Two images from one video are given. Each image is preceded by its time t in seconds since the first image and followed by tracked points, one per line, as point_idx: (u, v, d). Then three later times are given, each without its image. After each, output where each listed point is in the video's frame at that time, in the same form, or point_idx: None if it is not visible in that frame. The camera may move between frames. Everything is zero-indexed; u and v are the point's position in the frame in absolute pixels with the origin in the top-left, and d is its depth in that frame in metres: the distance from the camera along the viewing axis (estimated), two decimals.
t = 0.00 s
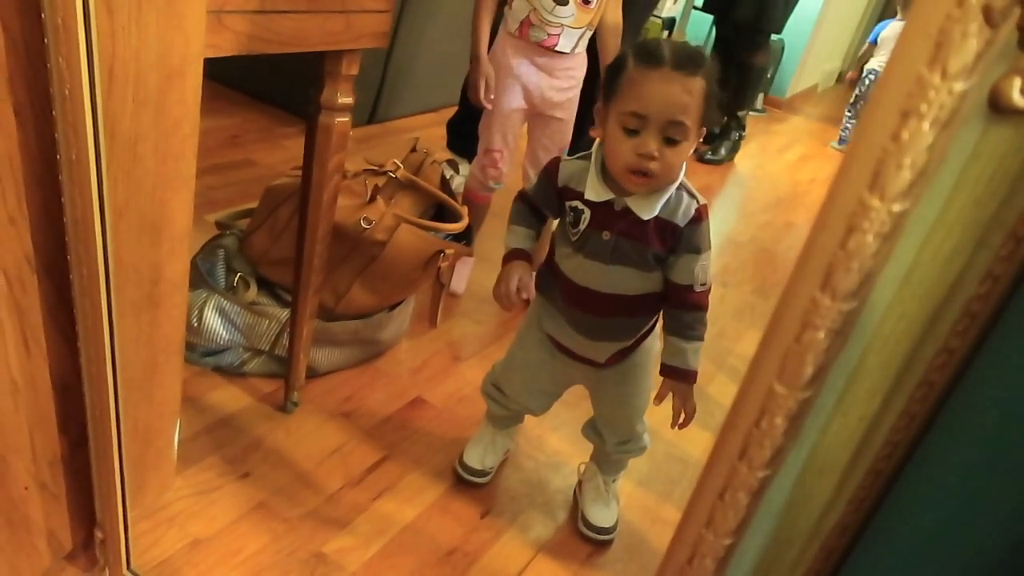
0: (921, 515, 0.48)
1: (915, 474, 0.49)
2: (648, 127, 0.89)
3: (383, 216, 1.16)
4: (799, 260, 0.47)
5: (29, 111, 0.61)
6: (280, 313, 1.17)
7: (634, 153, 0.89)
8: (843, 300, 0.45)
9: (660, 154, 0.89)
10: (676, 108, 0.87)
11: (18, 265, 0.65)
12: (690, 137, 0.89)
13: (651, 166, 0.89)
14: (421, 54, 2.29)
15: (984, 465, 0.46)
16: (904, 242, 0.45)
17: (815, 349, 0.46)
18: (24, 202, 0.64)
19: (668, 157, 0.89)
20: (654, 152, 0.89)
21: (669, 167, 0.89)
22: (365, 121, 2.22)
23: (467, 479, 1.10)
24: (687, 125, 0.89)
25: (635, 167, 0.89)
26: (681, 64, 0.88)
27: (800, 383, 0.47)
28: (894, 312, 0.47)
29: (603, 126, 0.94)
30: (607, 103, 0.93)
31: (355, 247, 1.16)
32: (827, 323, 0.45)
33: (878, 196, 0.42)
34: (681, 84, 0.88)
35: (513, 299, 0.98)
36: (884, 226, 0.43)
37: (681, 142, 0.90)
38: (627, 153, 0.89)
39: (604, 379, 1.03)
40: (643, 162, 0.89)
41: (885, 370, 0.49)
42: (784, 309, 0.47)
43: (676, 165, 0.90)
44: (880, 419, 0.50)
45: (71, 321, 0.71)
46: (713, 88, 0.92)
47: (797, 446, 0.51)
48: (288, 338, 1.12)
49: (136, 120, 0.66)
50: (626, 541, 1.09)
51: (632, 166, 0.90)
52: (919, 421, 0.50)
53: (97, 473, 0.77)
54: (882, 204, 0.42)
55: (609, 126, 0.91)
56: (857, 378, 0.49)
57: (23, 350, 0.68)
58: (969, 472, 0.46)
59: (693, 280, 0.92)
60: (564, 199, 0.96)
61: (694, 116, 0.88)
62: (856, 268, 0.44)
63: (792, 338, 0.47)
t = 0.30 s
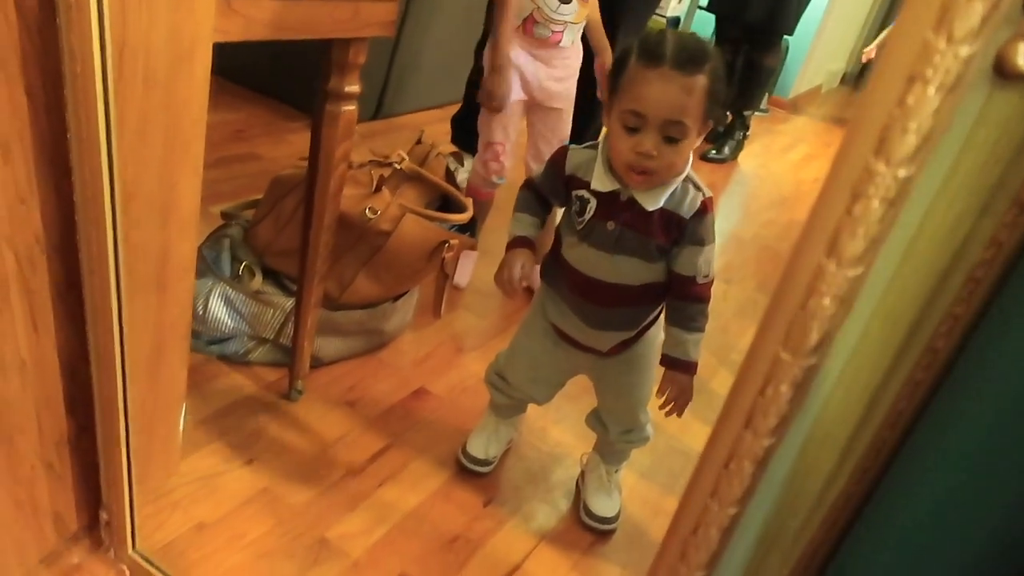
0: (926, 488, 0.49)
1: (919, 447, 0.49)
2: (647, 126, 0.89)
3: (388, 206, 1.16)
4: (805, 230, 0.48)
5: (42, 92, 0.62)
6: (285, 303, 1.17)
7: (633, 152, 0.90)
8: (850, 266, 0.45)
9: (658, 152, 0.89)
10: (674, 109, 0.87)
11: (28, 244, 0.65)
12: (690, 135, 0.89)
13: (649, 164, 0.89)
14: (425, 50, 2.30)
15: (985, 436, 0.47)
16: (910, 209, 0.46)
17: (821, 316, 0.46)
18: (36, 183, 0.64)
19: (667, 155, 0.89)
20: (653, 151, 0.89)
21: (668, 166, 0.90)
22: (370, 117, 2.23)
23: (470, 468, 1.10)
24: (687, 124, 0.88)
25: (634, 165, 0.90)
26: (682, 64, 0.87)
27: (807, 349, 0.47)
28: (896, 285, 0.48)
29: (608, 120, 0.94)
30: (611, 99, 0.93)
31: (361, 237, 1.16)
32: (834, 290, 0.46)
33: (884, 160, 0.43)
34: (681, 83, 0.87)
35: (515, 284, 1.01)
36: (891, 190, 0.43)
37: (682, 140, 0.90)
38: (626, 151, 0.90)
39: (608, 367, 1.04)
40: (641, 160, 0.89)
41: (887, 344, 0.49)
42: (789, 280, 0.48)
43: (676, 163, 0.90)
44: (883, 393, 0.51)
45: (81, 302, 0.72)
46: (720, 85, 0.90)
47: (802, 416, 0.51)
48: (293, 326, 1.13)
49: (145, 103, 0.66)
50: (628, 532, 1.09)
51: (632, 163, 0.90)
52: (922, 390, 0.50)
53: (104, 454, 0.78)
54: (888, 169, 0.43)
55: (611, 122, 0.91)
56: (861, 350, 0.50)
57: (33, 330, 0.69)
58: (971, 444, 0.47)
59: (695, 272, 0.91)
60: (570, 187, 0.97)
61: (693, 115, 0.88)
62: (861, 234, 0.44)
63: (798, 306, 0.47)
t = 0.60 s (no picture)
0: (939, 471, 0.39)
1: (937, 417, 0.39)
2: (671, 75, 0.86)
3: (403, 162, 1.15)
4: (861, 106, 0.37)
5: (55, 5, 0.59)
6: (297, 261, 1.15)
7: (656, 101, 0.88)
8: (924, 136, 0.35)
9: (682, 102, 0.87)
10: (699, 58, 0.84)
11: (38, 168, 0.63)
12: (715, 85, 0.86)
13: (673, 113, 0.88)
14: (440, 24, 2.27)
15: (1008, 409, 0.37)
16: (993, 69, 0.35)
17: (889, 198, 0.36)
18: (46, 104, 0.62)
19: (691, 105, 0.87)
20: (676, 100, 0.87)
21: (691, 116, 0.88)
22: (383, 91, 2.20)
23: (483, 430, 1.08)
24: (713, 73, 0.85)
25: (657, 115, 0.88)
26: (709, 10, 0.82)
27: (872, 233, 0.37)
28: (943, 207, 0.39)
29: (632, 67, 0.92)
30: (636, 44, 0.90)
31: (375, 194, 1.14)
32: (904, 165, 0.36)
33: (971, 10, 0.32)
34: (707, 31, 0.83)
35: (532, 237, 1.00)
36: (974, 47, 0.33)
37: (707, 90, 0.87)
38: (649, 100, 0.88)
39: (626, 328, 1.02)
40: (665, 110, 0.88)
41: (932, 268, 0.40)
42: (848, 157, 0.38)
43: (700, 114, 0.88)
44: (918, 338, 0.42)
45: (91, 235, 0.70)
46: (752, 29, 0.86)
47: (841, 345, 0.41)
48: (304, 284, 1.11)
49: (162, 25, 0.63)
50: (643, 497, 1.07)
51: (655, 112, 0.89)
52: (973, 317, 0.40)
53: (113, 394, 0.77)
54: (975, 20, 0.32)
55: (636, 68, 0.89)
56: (907, 275, 0.41)
57: (41, 259, 0.67)
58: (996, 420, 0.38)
59: (719, 225, 0.90)
60: (591, 139, 0.95)
61: (719, 64, 0.85)
62: (940, 97, 0.34)
63: (863, 184, 0.37)
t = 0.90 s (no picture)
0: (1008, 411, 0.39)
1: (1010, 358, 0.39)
2: (701, 35, 0.82)
3: (424, 126, 1.13)
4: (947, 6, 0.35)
5: None
6: (315, 227, 1.13)
7: (685, 62, 0.84)
8: (1019, 26, 0.32)
9: (713, 63, 0.83)
10: (730, 18, 0.79)
11: (52, 112, 0.61)
12: (749, 44, 0.81)
13: (703, 75, 0.84)
14: None
15: None
16: None
17: (977, 94, 0.34)
18: (60, 44, 0.59)
19: (722, 66, 0.83)
20: (707, 61, 0.83)
21: (723, 77, 0.84)
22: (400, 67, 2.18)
23: (504, 401, 1.06)
24: (746, 32, 0.80)
25: (686, 76, 0.84)
26: None
27: (954, 140, 0.35)
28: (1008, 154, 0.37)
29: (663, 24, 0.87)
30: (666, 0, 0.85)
31: (393, 159, 1.12)
32: (995, 59, 0.33)
33: None
34: None
35: (558, 202, 0.97)
36: None
37: (740, 49, 0.82)
38: (678, 61, 0.84)
39: (652, 297, 0.99)
40: (695, 72, 0.84)
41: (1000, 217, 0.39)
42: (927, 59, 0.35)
43: (733, 74, 0.84)
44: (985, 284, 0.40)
45: (107, 186, 0.68)
46: None
47: (912, 272, 0.39)
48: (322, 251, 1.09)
49: None
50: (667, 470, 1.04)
51: (685, 73, 0.85)
52: None
53: (129, 354, 0.75)
54: None
55: (664, 28, 0.85)
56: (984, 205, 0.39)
57: (56, 209, 0.65)
58: None
59: (750, 188, 0.87)
60: (618, 99, 0.92)
61: (753, 23, 0.80)
62: None
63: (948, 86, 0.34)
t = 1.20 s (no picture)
0: None
1: None
2: (717, 22, 0.82)
3: (436, 123, 1.11)
4: None
5: None
6: (327, 224, 1.12)
7: (700, 51, 0.84)
8: None
9: (728, 52, 0.83)
10: (747, 4, 0.79)
11: (65, 106, 0.60)
12: (765, 35, 0.81)
13: (718, 64, 0.83)
14: None
15: None
16: None
17: None
18: (74, 37, 0.58)
19: (738, 55, 0.83)
20: (722, 49, 0.82)
21: (739, 67, 0.83)
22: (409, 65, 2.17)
23: (517, 401, 1.05)
24: (762, 20, 0.81)
25: (701, 66, 0.84)
26: None
27: (1011, 130, 0.34)
28: None
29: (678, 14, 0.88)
30: None
31: (405, 156, 1.10)
32: None
33: None
34: None
35: (571, 198, 0.96)
36: None
37: (757, 40, 0.82)
38: (693, 50, 0.84)
39: (668, 295, 0.98)
40: (710, 60, 0.83)
41: None
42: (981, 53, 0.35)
43: (748, 66, 0.83)
44: None
45: (119, 181, 0.67)
46: None
47: (958, 270, 0.38)
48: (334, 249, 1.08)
49: None
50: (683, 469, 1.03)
51: (700, 63, 0.84)
52: None
53: (141, 353, 0.74)
54: None
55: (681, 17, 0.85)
56: None
57: (69, 205, 0.64)
58: None
59: (772, 184, 0.86)
60: (634, 94, 0.91)
61: (770, 11, 0.80)
62: None
63: (1000, 78, 0.34)
